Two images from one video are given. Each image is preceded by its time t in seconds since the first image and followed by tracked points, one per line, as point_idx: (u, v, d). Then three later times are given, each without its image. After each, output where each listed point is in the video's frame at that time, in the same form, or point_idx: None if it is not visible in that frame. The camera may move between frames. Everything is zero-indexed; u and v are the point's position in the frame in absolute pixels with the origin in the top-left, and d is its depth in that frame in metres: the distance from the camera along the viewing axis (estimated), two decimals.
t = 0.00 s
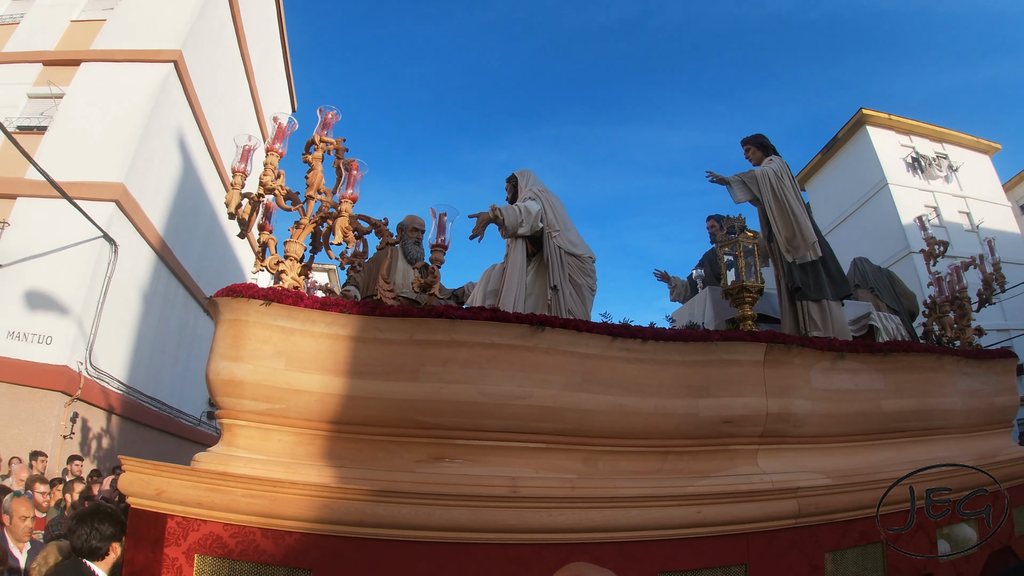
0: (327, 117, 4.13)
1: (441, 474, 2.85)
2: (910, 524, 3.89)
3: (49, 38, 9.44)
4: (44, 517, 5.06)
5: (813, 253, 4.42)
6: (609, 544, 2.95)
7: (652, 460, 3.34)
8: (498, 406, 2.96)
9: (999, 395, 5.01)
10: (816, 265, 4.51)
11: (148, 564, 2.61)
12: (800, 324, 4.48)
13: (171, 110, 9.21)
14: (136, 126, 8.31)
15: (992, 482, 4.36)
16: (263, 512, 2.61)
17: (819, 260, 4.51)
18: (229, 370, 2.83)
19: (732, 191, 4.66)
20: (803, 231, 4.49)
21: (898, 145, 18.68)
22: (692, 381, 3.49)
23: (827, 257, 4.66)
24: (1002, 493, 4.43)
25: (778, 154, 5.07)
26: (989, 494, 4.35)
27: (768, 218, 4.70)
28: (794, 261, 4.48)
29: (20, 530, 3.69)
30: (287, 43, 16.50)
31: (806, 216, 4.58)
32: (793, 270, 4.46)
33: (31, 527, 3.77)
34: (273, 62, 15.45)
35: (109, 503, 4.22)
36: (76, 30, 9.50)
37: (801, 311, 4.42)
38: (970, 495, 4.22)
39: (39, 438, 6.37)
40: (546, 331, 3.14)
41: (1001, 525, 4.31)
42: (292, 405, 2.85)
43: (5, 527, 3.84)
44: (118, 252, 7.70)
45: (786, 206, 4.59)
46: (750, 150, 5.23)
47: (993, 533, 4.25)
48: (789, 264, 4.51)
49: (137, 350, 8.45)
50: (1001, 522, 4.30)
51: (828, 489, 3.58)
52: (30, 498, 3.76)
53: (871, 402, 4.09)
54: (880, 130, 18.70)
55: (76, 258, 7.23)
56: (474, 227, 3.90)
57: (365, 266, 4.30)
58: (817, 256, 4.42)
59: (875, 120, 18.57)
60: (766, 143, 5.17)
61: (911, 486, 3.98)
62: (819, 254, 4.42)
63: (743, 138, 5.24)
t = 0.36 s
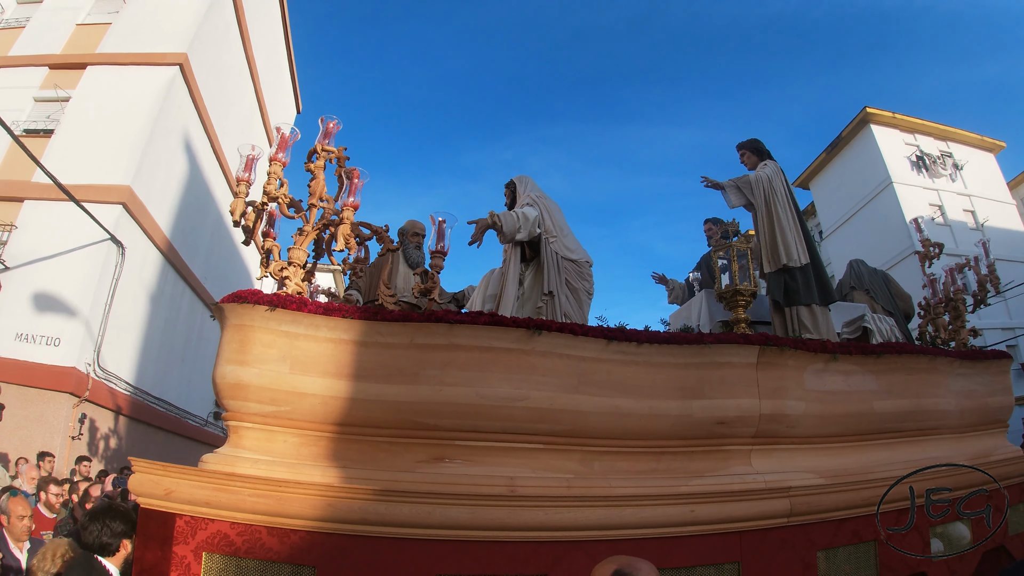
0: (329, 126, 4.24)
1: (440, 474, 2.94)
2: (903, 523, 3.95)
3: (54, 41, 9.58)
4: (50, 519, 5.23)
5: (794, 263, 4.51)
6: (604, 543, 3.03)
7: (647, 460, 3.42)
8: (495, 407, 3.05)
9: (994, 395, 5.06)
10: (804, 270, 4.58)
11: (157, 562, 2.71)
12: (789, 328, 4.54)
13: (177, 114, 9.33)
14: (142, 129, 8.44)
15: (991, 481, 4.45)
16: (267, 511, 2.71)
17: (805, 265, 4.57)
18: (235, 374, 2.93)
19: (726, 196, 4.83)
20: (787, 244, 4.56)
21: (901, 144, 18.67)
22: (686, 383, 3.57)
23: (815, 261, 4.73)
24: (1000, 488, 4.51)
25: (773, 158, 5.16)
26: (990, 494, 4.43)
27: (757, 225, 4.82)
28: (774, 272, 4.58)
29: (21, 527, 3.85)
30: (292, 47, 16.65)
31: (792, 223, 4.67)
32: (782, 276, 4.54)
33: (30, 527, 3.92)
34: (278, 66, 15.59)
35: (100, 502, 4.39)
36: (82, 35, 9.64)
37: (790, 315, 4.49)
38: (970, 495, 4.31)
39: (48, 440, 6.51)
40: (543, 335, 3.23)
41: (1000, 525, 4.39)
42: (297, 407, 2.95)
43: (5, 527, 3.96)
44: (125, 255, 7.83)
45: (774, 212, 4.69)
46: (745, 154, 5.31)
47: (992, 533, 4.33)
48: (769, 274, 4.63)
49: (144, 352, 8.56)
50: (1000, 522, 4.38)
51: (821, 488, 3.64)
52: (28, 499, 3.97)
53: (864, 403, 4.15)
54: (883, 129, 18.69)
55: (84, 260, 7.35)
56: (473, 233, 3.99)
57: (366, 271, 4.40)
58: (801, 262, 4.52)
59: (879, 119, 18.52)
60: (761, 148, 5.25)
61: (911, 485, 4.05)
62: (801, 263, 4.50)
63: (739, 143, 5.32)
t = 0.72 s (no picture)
0: (328, 124, 4.22)
1: (438, 474, 2.92)
2: (904, 524, 3.93)
3: (57, 45, 9.56)
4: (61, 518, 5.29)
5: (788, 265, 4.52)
6: (603, 543, 3.00)
7: (646, 460, 3.40)
8: (494, 407, 3.03)
9: (995, 395, 5.04)
10: (801, 271, 4.54)
11: (154, 562, 2.69)
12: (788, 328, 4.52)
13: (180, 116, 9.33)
14: (146, 131, 8.43)
15: (991, 481, 4.43)
16: (265, 510, 2.69)
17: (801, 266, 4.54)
18: (233, 373, 2.91)
19: (726, 194, 4.79)
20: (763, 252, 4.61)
21: (904, 143, 18.62)
22: (686, 382, 3.55)
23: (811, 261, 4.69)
24: (1000, 488, 4.49)
25: (774, 157, 5.13)
26: (989, 494, 4.41)
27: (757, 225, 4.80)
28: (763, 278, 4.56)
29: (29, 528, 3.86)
30: (294, 46, 16.63)
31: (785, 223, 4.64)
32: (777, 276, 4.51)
33: (36, 528, 3.92)
34: (280, 64, 15.57)
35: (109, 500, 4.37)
36: (85, 37, 9.64)
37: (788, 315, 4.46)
38: (970, 495, 4.29)
39: (52, 440, 6.49)
40: (542, 334, 3.21)
41: (1000, 525, 4.38)
42: (296, 407, 2.93)
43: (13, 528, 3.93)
44: (129, 256, 7.82)
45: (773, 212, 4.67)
46: (746, 153, 5.29)
47: (992, 532, 4.31)
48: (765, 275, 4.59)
49: (149, 353, 8.57)
50: (1000, 522, 4.36)
51: (822, 489, 3.63)
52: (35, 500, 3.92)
53: (865, 403, 4.13)
54: (885, 128, 18.65)
55: (88, 262, 7.34)
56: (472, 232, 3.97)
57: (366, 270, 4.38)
58: (797, 264, 4.50)
59: (880, 118, 18.51)
60: (761, 146, 5.24)
61: (911, 485, 4.04)
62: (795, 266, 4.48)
63: (739, 142, 5.31)
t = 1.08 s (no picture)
0: (325, 123, 4.21)
1: (434, 474, 2.91)
2: (904, 525, 3.90)
3: (59, 47, 9.58)
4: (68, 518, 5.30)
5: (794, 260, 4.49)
6: (600, 544, 2.97)
7: (644, 460, 3.38)
8: (490, 407, 3.01)
9: (997, 394, 5.01)
10: (804, 266, 4.50)
11: (150, 562, 2.69)
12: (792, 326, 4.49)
13: (182, 117, 9.33)
14: (148, 133, 8.44)
15: (992, 482, 4.39)
16: (261, 511, 2.68)
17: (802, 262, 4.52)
18: (229, 374, 2.90)
19: (726, 192, 4.74)
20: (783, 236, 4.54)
21: (906, 141, 18.54)
22: (684, 382, 3.53)
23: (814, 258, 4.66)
24: (1000, 488, 4.45)
25: (774, 155, 5.11)
26: (989, 494, 4.37)
27: (762, 219, 4.75)
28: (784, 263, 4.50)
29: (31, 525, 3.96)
30: (294, 46, 16.62)
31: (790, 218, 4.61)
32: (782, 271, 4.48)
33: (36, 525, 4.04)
34: (280, 64, 15.56)
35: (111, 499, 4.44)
36: (86, 39, 9.66)
37: (792, 312, 4.44)
38: (970, 495, 4.25)
39: (56, 440, 6.48)
40: (538, 334, 3.19)
41: (1000, 525, 4.34)
42: (291, 407, 2.92)
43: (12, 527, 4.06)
44: (131, 258, 7.84)
45: (776, 208, 4.64)
46: (745, 151, 5.26)
47: (992, 532, 4.27)
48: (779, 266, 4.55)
49: (151, 354, 8.58)
50: (1000, 522, 4.32)
51: (822, 489, 3.60)
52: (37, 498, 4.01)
53: (866, 403, 4.10)
54: (888, 126, 18.57)
55: (90, 263, 7.35)
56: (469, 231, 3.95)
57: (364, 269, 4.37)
58: (797, 260, 4.49)
59: (883, 115, 18.43)
60: (761, 144, 5.21)
61: (911, 485, 4.01)
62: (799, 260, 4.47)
63: (739, 140, 5.28)
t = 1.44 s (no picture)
0: (323, 128, 4.29)
1: (430, 471, 2.97)
2: (896, 523, 3.93)
3: (60, 49, 9.71)
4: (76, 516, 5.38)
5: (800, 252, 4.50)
6: (592, 540, 3.02)
7: (637, 458, 3.43)
8: (484, 406, 3.08)
9: (992, 392, 5.04)
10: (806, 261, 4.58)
11: (153, 557, 2.77)
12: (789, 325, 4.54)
13: (183, 119, 9.44)
14: (149, 135, 8.55)
15: (988, 479, 4.44)
16: (261, 507, 2.76)
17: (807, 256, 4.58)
18: (230, 374, 2.98)
19: (720, 193, 4.78)
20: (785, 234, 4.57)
21: (908, 140, 18.51)
22: (676, 381, 3.58)
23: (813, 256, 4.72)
24: (999, 485, 4.51)
25: (768, 156, 5.16)
26: (989, 494, 4.42)
27: (757, 218, 4.79)
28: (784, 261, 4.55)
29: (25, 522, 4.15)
30: (296, 49, 16.74)
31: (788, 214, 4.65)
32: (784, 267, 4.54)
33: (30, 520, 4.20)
34: (282, 67, 15.68)
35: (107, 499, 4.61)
36: (87, 42, 9.78)
37: (790, 309, 4.48)
38: (970, 495, 4.31)
39: (59, 440, 6.58)
40: (532, 334, 3.25)
41: (1000, 526, 4.40)
42: (290, 406, 3.00)
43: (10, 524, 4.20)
44: (133, 259, 7.95)
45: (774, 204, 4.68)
46: (740, 152, 5.31)
47: (992, 532, 4.33)
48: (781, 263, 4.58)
49: (153, 354, 8.68)
50: (1000, 523, 4.37)
51: (813, 487, 3.64)
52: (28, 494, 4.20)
53: (858, 401, 4.14)
54: (889, 125, 18.55)
55: (93, 264, 7.46)
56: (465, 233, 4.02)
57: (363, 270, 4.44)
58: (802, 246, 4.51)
59: (883, 114, 18.41)
60: (756, 145, 5.25)
61: (912, 484, 4.05)
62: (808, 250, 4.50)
63: (734, 141, 5.33)
